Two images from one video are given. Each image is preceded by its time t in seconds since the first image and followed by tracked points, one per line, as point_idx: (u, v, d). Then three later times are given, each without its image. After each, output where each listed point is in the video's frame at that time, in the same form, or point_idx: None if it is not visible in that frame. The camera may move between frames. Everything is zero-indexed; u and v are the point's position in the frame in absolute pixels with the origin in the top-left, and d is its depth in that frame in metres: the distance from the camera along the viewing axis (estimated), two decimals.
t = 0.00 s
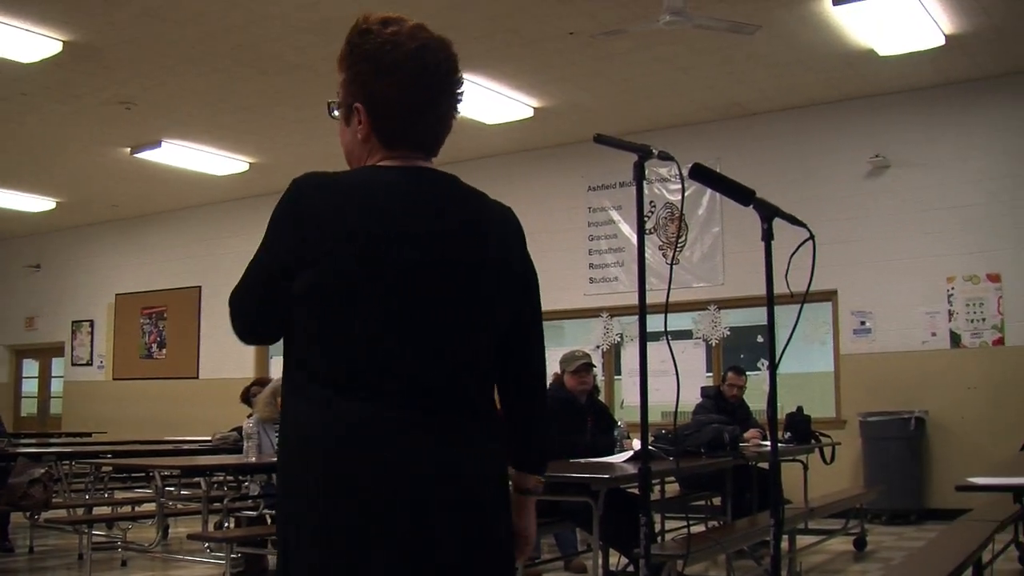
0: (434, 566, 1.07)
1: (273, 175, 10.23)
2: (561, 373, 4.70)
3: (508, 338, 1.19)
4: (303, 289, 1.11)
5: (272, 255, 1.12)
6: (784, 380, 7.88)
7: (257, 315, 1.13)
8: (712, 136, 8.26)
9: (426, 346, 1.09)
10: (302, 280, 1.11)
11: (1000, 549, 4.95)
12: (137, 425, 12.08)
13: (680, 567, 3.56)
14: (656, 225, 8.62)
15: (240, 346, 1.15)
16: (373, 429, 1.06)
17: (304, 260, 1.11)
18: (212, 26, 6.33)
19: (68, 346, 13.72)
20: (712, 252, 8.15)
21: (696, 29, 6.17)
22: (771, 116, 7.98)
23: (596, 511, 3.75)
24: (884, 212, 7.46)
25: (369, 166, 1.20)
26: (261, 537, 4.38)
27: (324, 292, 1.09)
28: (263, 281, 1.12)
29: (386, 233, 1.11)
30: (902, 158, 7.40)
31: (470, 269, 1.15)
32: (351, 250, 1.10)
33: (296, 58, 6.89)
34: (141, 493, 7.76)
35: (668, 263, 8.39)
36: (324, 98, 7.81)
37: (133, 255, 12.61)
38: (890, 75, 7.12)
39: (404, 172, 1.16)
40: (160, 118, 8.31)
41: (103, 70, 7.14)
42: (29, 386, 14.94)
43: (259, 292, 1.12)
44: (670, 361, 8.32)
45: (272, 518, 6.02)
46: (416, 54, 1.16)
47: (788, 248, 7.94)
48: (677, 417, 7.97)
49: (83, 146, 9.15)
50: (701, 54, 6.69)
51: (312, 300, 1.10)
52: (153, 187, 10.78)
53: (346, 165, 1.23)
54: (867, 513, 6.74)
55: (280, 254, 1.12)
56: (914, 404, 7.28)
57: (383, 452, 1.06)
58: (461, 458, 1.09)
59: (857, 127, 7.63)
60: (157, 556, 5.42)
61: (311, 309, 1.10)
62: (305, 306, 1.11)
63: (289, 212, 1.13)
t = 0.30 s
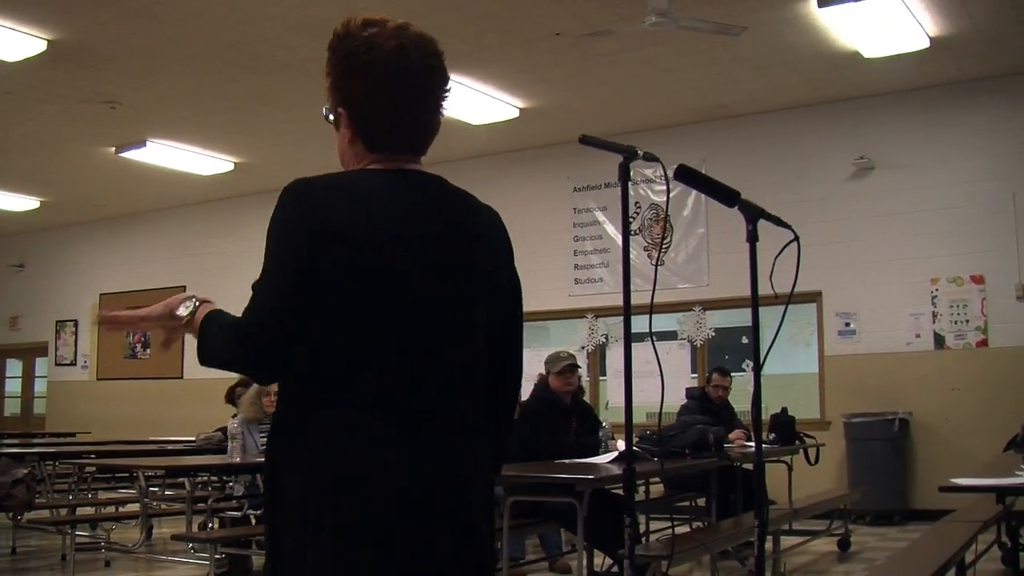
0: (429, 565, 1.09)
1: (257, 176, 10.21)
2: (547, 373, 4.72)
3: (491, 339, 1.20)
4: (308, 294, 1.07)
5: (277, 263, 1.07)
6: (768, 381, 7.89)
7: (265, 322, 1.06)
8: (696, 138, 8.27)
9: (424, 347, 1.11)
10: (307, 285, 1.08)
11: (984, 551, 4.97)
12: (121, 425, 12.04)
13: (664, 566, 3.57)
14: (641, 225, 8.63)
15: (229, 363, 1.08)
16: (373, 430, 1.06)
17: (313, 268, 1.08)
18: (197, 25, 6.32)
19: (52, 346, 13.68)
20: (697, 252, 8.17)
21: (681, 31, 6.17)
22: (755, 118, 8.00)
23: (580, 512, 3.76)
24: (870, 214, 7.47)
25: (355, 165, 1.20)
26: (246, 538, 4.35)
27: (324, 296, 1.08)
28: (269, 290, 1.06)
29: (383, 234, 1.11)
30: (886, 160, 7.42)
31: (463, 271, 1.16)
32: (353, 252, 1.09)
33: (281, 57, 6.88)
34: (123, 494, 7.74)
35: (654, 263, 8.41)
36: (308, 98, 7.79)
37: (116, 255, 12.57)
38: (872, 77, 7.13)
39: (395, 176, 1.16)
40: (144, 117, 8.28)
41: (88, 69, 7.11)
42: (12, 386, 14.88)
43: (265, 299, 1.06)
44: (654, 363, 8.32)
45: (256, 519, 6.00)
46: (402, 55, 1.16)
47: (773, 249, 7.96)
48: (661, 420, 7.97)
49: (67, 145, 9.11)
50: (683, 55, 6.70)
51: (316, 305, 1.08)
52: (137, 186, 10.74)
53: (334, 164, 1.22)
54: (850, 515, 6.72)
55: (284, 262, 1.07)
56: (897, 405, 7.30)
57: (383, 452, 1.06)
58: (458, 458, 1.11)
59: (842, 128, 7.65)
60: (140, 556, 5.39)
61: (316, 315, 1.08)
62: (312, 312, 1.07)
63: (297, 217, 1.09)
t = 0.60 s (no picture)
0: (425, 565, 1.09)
1: (246, 175, 10.19)
2: (537, 373, 4.72)
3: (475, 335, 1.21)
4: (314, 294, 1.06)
5: (274, 266, 1.06)
6: (757, 382, 7.90)
7: (269, 327, 1.04)
8: (686, 139, 8.27)
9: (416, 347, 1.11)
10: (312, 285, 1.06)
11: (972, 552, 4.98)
12: (109, 425, 12.01)
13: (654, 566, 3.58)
14: (631, 226, 8.64)
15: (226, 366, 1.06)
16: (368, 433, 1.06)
17: (312, 268, 1.06)
18: (187, 24, 6.30)
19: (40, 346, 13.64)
20: (687, 253, 8.18)
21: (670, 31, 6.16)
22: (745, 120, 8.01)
23: (570, 512, 3.76)
24: (859, 215, 7.48)
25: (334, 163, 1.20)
26: (235, 538, 4.34)
27: (323, 297, 1.07)
28: (269, 293, 1.05)
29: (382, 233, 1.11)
30: (876, 161, 7.43)
31: (454, 273, 1.17)
32: (351, 252, 1.08)
33: (271, 57, 6.87)
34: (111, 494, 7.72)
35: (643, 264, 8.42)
36: (297, 98, 7.78)
37: (105, 254, 12.54)
38: (862, 78, 7.14)
39: (384, 177, 1.17)
40: (133, 116, 8.26)
41: (76, 67, 7.09)
42: None
43: (265, 303, 1.05)
44: (643, 364, 8.32)
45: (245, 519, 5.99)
46: (384, 54, 1.16)
47: (762, 250, 7.98)
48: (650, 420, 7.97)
49: (56, 144, 9.08)
50: (672, 56, 6.70)
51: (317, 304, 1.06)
52: (126, 185, 10.72)
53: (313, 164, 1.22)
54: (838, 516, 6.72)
55: (283, 264, 1.06)
56: (886, 406, 7.31)
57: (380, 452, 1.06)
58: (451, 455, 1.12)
59: (832, 130, 7.66)
60: (128, 556, 5.37)
61: (317, 313, 1.06)
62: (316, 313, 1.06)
63: (300, 219, 1.08)
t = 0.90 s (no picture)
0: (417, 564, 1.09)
1: (238, 175, 10.18)
2: (528, 374, 4.71)
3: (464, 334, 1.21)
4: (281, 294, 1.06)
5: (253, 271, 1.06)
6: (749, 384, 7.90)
7: (234, 336, 1.03)
8: (678, 141, 8.28)
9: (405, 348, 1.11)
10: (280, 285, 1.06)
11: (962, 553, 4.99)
12: (100, 425, 11.99)
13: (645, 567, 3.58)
14: (623, 227, 8.64)
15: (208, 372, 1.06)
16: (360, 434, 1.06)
17: (282, 270, 1.07)
18: (179, 24, 6.30)
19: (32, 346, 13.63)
20: (679, 254, 8.18)
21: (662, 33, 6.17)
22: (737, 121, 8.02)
23: (562, 513, 3.76)
24: (851, 217, 7.49)
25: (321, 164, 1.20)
26: (227, 538, 4.32)
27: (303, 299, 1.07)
28: (235, 301, 1.04)
29: (363, 231, 1.11)
30: (867, 162, 7.44)
31: (444, 273, 1.17)
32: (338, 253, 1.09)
33: (263, 57, 6.87)
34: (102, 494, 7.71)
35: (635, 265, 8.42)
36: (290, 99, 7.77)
37: (97, 254, 12.52)
38: (854, 80, 7.15)
39: (373, 177, 1.16)
40: (126, 116, 8.25)
41: (69, 67, 7.08)
42: None
43: (232, 312, 1.04)
44: (635, 365, 8.32)
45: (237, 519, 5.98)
46: (373, 54, 1.16)
47: (754, 251, 7.99)
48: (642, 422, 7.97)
49: (49, 143, 9.06)
50: (665, 57, 6.71)
51: (295, 306, 1.07)
52: (119, 185, 10.70)
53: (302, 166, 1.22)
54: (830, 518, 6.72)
55: (254, 267, 1.05)
56: (877, 408, 7.31)
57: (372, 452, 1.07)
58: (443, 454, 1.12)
59: (824, 131, 7.67)
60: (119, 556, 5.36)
61: (293, 314, 1.07)
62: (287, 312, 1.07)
63: (264, 223, 1.07)
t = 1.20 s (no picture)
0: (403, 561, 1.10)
1: (227, 175, 10.16)
2: (517, 376, 4.71)
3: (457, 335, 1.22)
4: (247, 287, 1.12)
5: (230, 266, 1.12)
6: (737, 386, 7.91)
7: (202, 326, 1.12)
8: (668, 144, 8.29)
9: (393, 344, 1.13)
10: (246, 277, 1.12)
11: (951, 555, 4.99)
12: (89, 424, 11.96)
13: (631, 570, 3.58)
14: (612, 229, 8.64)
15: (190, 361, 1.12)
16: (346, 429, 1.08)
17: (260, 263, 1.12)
18: (168, 23, 6.28)
19: (21, 345, 13.58)
20: (667, 257, 8.19)
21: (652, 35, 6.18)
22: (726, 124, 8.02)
23: (550, 515, 3.75)
24: (839, 220, 7.51)
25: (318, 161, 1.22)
26: (214, 539, 4.30)
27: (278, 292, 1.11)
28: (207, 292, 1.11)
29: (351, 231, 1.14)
30: (856, 166, 7.46)
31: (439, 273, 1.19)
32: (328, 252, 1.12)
33: (253, 56, 6.86)
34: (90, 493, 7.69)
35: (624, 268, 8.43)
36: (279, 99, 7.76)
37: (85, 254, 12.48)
38: (843, 83, 7.16)
39: (367, 176, 1.19)
40: (116, 115, 8.23)
41: (58, 66, 7.06)
42: None
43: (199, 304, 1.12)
44: (623, 367, 8.33)
45: (225, 519, 5.96)
46: (372, 55, 1.18)
47: (742, 254, 8.02)
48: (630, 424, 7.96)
49: (38, 142, 9.04)
50: (655, 59, 6.71)
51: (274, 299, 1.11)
52: (108, 185, 10.68)
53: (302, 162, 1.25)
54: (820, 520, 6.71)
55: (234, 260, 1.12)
56: (866, 411, 7.32)
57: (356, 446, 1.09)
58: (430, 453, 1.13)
59: (814, 135, 7.68)
60: (107, 556, 5.31)
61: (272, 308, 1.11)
62: (255, 304, 1.12)
63: (231, 219, 1.13)
